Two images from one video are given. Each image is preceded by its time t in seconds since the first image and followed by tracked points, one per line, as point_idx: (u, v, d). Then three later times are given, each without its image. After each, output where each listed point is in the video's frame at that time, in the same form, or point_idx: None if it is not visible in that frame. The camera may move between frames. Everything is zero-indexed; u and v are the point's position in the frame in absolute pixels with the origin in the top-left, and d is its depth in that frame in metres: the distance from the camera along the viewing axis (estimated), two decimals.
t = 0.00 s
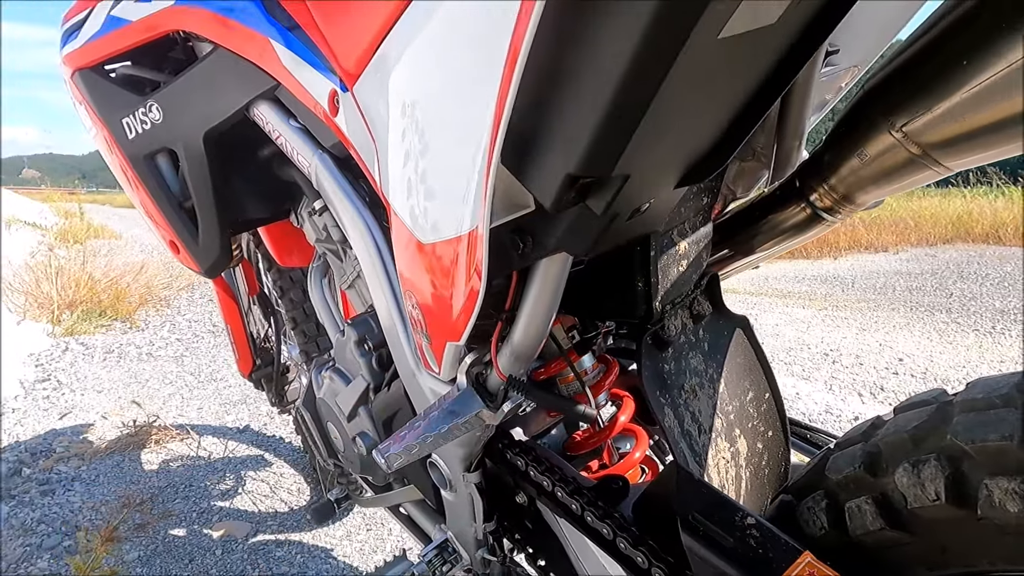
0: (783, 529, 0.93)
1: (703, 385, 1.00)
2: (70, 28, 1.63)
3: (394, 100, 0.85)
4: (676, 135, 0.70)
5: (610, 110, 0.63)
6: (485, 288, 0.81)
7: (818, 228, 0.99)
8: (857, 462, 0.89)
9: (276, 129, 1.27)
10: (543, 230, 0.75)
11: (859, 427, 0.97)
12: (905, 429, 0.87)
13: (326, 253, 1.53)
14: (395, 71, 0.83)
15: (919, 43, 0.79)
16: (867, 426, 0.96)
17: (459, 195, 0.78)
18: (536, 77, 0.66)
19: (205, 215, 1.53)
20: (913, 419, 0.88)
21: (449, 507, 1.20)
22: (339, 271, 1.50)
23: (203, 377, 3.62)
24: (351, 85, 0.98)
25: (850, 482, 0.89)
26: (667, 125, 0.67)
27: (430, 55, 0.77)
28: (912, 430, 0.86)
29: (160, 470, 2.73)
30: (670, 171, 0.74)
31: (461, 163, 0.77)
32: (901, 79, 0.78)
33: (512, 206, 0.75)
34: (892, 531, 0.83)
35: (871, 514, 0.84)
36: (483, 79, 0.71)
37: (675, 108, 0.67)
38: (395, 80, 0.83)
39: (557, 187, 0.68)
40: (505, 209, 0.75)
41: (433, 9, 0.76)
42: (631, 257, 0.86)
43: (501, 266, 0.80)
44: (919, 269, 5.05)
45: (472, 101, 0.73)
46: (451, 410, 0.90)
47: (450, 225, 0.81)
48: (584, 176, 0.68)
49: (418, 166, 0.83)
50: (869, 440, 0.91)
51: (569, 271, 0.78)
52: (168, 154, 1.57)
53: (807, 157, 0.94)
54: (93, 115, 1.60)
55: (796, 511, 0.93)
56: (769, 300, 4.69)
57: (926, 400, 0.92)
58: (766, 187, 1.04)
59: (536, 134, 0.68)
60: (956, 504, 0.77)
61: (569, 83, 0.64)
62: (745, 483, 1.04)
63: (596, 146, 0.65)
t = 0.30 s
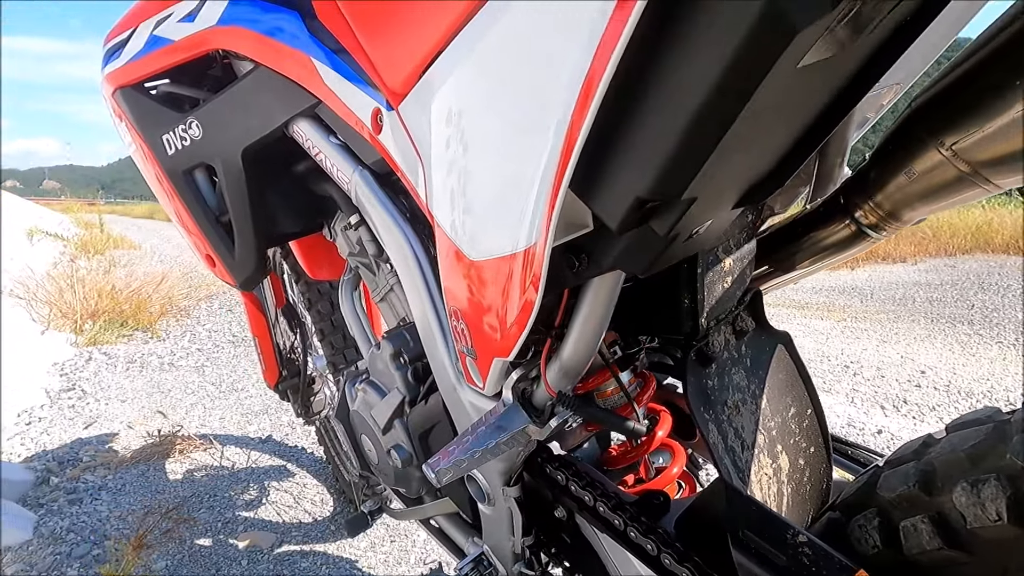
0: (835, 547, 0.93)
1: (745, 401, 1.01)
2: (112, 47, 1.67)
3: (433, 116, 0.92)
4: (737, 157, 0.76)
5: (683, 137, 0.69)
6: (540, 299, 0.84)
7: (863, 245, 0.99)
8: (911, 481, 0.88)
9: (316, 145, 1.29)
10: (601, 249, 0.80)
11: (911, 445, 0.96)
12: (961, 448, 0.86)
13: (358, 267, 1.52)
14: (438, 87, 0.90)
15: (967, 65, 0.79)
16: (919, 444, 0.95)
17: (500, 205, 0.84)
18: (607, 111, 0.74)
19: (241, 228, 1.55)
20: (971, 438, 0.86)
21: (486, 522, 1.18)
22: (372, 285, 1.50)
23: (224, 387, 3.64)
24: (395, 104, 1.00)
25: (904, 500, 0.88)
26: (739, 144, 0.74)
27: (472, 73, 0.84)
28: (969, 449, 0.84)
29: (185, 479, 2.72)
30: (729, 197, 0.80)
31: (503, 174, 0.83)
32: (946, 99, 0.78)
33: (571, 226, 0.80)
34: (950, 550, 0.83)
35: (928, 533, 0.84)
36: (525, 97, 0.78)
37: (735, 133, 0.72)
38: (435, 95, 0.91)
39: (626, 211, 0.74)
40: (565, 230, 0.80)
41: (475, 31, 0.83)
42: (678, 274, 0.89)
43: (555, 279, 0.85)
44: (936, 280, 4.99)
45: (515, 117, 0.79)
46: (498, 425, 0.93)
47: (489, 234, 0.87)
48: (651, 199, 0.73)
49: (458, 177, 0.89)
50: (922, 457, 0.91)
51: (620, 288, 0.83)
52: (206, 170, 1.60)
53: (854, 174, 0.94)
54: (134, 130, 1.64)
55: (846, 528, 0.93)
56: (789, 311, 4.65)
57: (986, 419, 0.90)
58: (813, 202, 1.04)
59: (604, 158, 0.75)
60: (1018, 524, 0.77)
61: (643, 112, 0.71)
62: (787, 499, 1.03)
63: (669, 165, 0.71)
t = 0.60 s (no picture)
0: (864, 553, 0.93)
1: (768, 405, 1.00)
2: (129, 51, 1.68)
3: (458, 117, 0.92)
4: (772, 163, 0.76)
5: (722, 146, 0.69)
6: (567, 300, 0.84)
7: (887, 247, 0.99)
8: (942, 486, 0.87)
9: (333, 148, 1.29)
10: (630, 252, 0.80)
11: (940, 449, 0.95)
12: (994, 452, 0.84)
13: (373, 270, 1.52)
14: (463, 89, 0.91)
15: (999, 65, 0.78)
16: (948, 448, 0.93)
17: (525, 209, 0.84)
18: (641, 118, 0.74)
19: (256, 231, 1.55)
20: (1002, 442, 0.85)
21: (503, 525, 1.17)
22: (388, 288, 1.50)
23: (234, 390, 3.65)
24: (416, 107, 1.00)
25: (934, 506, 0.88)
26: (777, 150, 0.74)
27: (500, 76, 0.84)
28: (1003, 454, 0.83)
29: (196, 481, 2.73)
30: (761, 202, 0.81)
31: (530, 178, 0.83)
32: (977, 101, 0.77)
33: (600, 229, 0.80)
34: (984, 557, 0.81)
35: (961, 539, 0.83)
36: (555, 100, 0.78)
37: (774, 139, 0.72)
38: (460, 96, 0.91)
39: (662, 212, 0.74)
40: (597, 233, 0.80)
41: (505, 34, 0.83)
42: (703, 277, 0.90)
43: (583, 283, 0.85)
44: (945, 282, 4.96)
45: (544, 120, 0.80)
46: (520, 429, 0.93)
47: (513, 237, 0.87)
48: (687, 203, 0.74)
49: (482, 179, 0.89)
50: (952, 463, 0.89)
51: (647, 290, 0.84)
52: (221, 172, 1.60)
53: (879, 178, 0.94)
54: (150, 133, 1.64)
55: (875, 534, 0.93)
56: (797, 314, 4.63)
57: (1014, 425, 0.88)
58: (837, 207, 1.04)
59: (638, 164, 0.75)
60: None
61: (678, 120, 0.72)
62: (810, 503, 1.03)
63: (707, 171, 0.71)
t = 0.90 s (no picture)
0: (877, 554, 0.94)
1: (776, 403, 1.00)
2: (132, 49, 1.68)
3: (464, 116, 0.91)
4: (783, 160, 0.76)
5: (732, 145, 0.69)
6: (576, 297, 0.83)
7: (895, 245, 0.98)
8: (954, 485, 0.85)
9: (337, 146, 1.28)
10: (639, 249, 0.80)
11: (951, 446, 0.94)
12: (1007, 450, 0.81)
13: (377, 268, 1.52)
14: (469, 88, 0.90)
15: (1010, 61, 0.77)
16: (959, 447, 0.92)
17: (532, 210, 0.84)
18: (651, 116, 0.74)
19: (259, 229, 1.54)
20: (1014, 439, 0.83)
21: (508, 524, 1.16)
22: (391, 286, 1.49)
23: (235, 389, 3.64)
24: (421, 104, 1.00)
25: (946, 504, 0.86)
26: (787, 147, 0.74)
27: (508, 75, 0.84)
28: (1016, 452, 0.80)
29: (198, 480, 2.72)
30: (771, 199, 0.81)
31: (537, 178, 0.82)
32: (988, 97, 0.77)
33: (610, 225, 0.79)
34: (996, 555, 0.81)
35: (973, 538, 0.83)
36: (564, 100, 0.77)
37: (785, 136, 0.72)
38: (467, 95, 0.90)
39: (674, 208, 0.74)
40: (606, 230, 0.79)
41: (513, 32, 0.82)
42: (711, 274, 0.90)
43: (592, 281, 0.85)
44: (947, 281, 4.95)
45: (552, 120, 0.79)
46: (527, 427, 0.93)
47: (519, 238, 0.86)
48: (699, 199, 0.74)
49: (489, 179, 0.89)
50: (964, 461, 0.87)
51: (656, 287, 0.83)
52: (224, 170, 1.60)
53: (888, 175, 0.94)
54: (152, 131, 1.64)
55: (886, 532, 0.93)
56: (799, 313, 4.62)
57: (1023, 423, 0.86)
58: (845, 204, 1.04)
59: (647, 163, 0.75)
60: None
61: (687, 118, 0.72)
62: (817, 502, 1.02)
63: (718, 168, 0.71)
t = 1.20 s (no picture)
0: (872, 555, 0.93)
1: (771, 404, 1.00)
2: (128, 51, 1.68)
3: (459, 118, 0.92)
4: (777, 161, 0.76)
5: (727, 144, 0.69)
6: (571, 298, 0.83)
7: (891, 246, 0.98)
8: (949, 486, 0.86)
9: (333, 147, 1.28)
10: (633, 250, 0.80)
11: (946, 447, 0.94)
12: (1002, 451, 0.82)
13: (374, 270, 1.52)
14: (464, 90, 0.90)
15: (1005, 60, 0.78)
16: (954, 448, 0.92)
17: (527, 211, 0.84)
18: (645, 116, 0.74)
19: (255, 231, 1.54)
20: (1009, 439, 0.83)
21: (505, 525, 1.16)
22: (387, 288, 1.49)
23: (233, 391, 3.64)
24: (417, 105, 1.00)
25: (941, 505, 0.86)
26: (781, 148, 0.74)
27: (503, 77, 0.84)
28: (1011, 453, 0.80)
29: (195, 482, 2.72)
30: (766, 200, 0.81)
31: (532, 180, 0.82)
32: (983, 96, 0.77)
33: (605, 225, 0.79)
34: (991, 556, 0.81)
35: (968, 539, 0.83)
36: (558, 102, 0.77)
37: (779, 136, 0.72)
38: (462, 97, 0.91)
39: (668, 209, 0.74)
40: (601, 232, 0.79)
41: (508, 34, 0.83)
42: (706, 275, 0.90)
43: (588, 281, 0.85)
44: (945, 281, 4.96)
45: (547, 121, 0.79)
46: (523, 428, 0.92)
47: (514, 239, 0.86)
48: (693, 200, 0.74)
49: (485, 181, 0.89)
50: (959, 461, 0.88)
51: (652, 287, 0.83)
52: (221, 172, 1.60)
53: (883, 176, 0.94)
54: (149, 133, 1.64)
55: (882, 535, 0.93)
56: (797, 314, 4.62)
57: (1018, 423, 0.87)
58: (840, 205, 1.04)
59: (641, 163, 0.75)
60: None
61: (681, 119, 0.71)
62: (813, 503, 1.02)
63: (714, 168, 0.71)
